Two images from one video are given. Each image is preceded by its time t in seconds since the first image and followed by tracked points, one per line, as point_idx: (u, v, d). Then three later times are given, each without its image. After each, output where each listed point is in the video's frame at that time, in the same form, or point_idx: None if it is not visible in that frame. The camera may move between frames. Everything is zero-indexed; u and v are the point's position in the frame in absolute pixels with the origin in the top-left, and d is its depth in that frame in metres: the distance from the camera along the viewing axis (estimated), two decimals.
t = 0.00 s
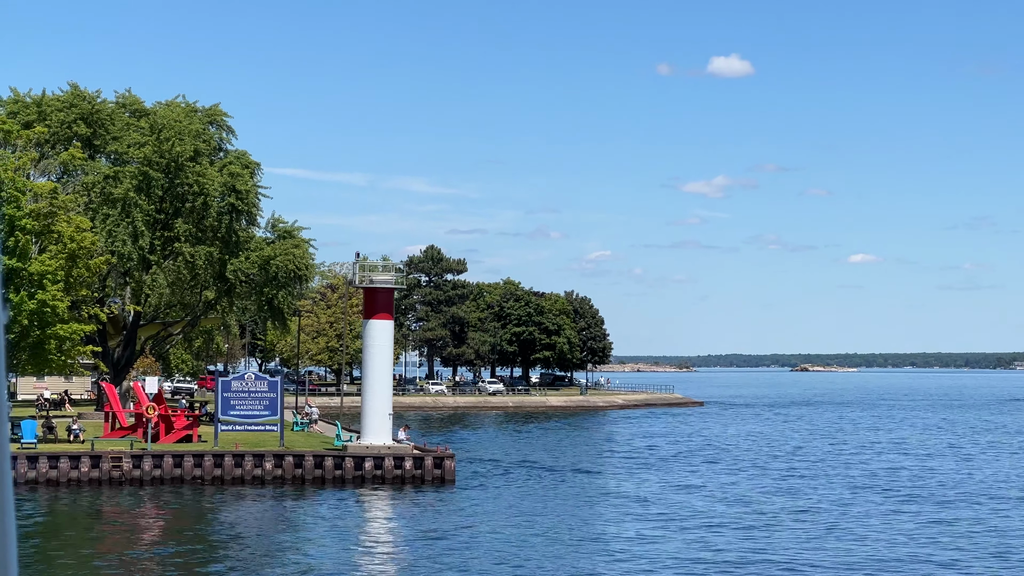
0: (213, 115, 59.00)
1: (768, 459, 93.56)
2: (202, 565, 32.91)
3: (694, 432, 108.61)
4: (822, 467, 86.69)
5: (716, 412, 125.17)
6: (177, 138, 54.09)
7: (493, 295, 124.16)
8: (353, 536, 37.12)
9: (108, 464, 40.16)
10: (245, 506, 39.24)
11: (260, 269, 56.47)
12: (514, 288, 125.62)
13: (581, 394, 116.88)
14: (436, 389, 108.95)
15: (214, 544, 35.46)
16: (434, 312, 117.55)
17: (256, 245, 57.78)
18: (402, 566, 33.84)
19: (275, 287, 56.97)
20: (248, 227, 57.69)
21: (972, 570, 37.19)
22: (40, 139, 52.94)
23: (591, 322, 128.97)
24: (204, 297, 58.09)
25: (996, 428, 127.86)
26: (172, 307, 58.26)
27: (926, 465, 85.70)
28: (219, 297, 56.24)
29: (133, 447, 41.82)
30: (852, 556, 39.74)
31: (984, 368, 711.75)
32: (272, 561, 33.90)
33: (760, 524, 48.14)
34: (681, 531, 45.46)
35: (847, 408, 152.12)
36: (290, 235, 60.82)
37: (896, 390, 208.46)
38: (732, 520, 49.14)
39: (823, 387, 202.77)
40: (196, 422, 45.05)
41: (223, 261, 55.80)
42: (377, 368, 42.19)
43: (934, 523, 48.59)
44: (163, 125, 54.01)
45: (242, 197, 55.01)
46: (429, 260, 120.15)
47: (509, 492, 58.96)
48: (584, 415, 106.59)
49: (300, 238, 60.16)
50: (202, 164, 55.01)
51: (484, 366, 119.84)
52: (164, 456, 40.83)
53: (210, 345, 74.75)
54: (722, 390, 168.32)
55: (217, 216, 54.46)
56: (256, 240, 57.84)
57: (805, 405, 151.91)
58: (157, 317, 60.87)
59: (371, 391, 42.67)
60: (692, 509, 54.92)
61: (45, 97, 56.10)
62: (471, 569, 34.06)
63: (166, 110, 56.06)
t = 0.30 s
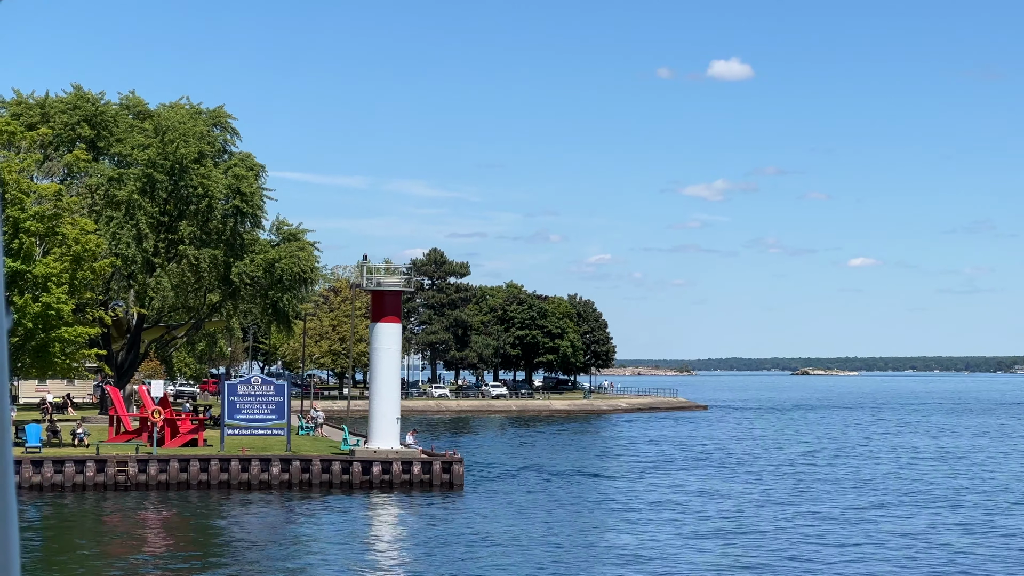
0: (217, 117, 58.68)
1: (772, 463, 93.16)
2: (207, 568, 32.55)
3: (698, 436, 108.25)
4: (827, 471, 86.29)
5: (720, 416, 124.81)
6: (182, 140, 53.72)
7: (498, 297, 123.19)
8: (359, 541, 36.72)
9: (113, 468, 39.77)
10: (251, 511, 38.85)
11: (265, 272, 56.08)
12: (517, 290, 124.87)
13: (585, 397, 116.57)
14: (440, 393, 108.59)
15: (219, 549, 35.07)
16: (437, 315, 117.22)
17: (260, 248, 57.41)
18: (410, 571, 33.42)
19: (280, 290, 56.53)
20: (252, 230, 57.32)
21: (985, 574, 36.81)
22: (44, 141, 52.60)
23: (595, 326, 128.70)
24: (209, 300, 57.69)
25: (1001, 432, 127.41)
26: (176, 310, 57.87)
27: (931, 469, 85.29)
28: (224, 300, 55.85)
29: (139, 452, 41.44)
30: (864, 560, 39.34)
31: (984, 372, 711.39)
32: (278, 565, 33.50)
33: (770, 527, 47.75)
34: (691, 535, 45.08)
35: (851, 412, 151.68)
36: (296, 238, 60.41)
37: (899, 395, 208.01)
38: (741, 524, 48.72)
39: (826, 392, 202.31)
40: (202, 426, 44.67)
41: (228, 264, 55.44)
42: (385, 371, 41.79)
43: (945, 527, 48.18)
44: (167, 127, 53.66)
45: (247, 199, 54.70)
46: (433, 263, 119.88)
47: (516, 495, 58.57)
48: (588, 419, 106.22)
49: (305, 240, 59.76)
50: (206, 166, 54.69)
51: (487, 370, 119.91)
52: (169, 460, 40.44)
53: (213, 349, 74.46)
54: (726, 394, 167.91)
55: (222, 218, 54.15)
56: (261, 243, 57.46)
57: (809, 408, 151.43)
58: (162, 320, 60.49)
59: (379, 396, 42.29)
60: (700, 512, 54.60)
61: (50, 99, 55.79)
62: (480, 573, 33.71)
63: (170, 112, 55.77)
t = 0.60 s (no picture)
0: (224, 117, 58.33)
1: (779, 466, 92.77)
2: (218, 571, 32.21)
3: (704, 438, 107.87)
4: (835, 474, 85.70)
5: (725, 418, 124.44)
6: (188, 140, 53.35)
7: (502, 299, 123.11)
8: (370, 544, 36.37)
9: (121, 472, 39.41)
10: (260, 515, 38.50)
11: (272, 273, 55.69)
12: (523, 292, 124.63)
13: (590, 400, 116.25)
14: (444, 395, 108.20)
15: (228, 552, 34.69)
16: (443, 317, 117.23)
17: (267, 249, 57.04)
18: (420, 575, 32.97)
19: (288, 291, 56.16)
20: (259, 231, 56.97)
21: None
22: (51, 142, 52.24)
23: (600, 328, 128.37)
24: (215, 302, 57.29)
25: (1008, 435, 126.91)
26: (182, 312, 57.47)
27: (939, 472, 84.90)
28: (231, 301, 55.45)
29: (147, 455, 41.09)
30: (878, 562, 39.03)
31: (986, 375, 710.48)
32: (287, 568, 33.16)
33: (782, 530, 47.41)
34: (703, 537, 44.74)
35: (857, 414, 151.23)
36: (302, 239, 60.06)
37: (903, 397, 207.47)
38: (752, 526, 48.37)
39: (831, 394, 201.80)
40: (209, 429, 44.34)
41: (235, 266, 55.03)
42: (395, 373, 41.42)
43: (959, 529, 47.84)
44: (174, 128, 53.31)
45: (254, 201, 54.48)
46: (438, 265, 119.50)
47: (524, 498, 58.24)
48: (593, 421, 105.83)
49: (313, 242, 59.39)
50: (213, 167, 54.33)
51: (493, 372, 119.48)
52: (178, 463, 40.08)
53: (218, 352, 74.13)
54: (731, 397, 167.44)
55: (228, 219, 53.80)
56: (268, 245, 57.09)
57: (815, 411, 150.94)
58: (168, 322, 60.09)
59: (389, 398, 41.93)
60: (709, 514, 54.23)
61: (55, 100, 55.48)
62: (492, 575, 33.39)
63: (176, 113, 55.44)
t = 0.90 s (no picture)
0: (232, 117, 58.02)
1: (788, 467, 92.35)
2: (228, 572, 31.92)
3: (712, 439, 107.41)
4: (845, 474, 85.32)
5: (733, 419, 123.99)
6: (198, 139, 52.99)
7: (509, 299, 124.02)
8: (381, 545, 36.04)
9: (132, 473, 39.13)
10: (272, 516, 38.17)
11: (281, 273, 55.38)
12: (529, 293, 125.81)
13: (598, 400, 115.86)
14: (452, 396, 107.85)
15: (239, 554, 34.38)
16: (450, 318, 116.79)
17: (276, 249, 56.71)
18: None
19: (297, 291, 56.04)
20: (268, 231, 56.70)
21: None
22: (59, 141, 51.96)
23: (608, 328, 127.98)
24: (224, 303, 56.94)
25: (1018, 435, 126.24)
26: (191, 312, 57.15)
27: (948, 473, 84.41)
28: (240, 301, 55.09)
29: (157, 456, 40.79)
30: (894, 563, 38.68)
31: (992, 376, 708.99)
32: (298, 569, 32.85)
33: (796, 530, 47.03)
34: (716, 538, 44.39)
35: (865, 415, 150.65)
36: (312, 239, 59.75)
37: (911, 398, 206.72)
38: (766, 527, 48.01)
39: (838, 395, 201.15)
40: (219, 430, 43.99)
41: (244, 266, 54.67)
42: (408, 374, 41.07)
43: (974, 530, 47.42)
44: (183, 127, 52.98)
45: (263, 200, 54.33)
46: (445, 266, 119.15)
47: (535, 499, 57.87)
48: (600, 423, 105.41)
49: (322, 242, 59.07)
50: (222, 166, 53.97)
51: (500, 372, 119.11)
52: (188, 464, 39.78)
53: (226, 352, 73.81)
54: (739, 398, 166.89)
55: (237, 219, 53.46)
56: (277, 245, 56.76)
57: (823, 412, 150.41)
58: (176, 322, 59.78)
59: (402, 399, 41.60)
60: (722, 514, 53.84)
61: (64, 99, 55.24)
62: None
63: (185, 111, 55.16)
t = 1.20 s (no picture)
0: (244, 115, 57.72)
1: (799, 466, 91.83)
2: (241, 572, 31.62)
3: (722, 439, 106.94)
4: (858, 473, 84.77)
5: (744, 419, 123.51)
6: (209, 138, 52.78)
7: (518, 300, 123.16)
8: (395, 545, 35.66)
9: (145, 473, 38.85)
10: (285, 518, 37.82)
11: (293, 273, 55.09)
12: (538, 293, 124.97)
13: (608, 400, 115.54)
14: (462, 396, 107.52)
15: (252, 554, 34.04)
16: (460, 318, 116.47)
17: (288, 248, 56.41)
18: None
19: (308, 291, 55.73)
20: (280, 230, 56.36)
21: None
22: (71, 139, 51.80)
23: (618, 328, 127.67)
24: (235, 302, 56.60)
25: None
26: (202, 312, 56.88)
27: (961, 473, 83.82)
28: (251, 301, 54.72)
29: (170, 456, 40.51)
30: (912, 562, 38.28)
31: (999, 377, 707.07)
32: (312, 569, 32.53)
33: (812, 530, 46.64)
34: (733, 537, 43.99)
35: (876, 415, 150.03)
36: (323, 238, 59.48)
37: (922, 398, 205.83)
38: (782, 526, 47.60)
39: (848, 395, 200.42)
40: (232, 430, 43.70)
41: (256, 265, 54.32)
42: (423, 374, 40.77)
43: (993, 530, 46.94)
44: (194, 125, 52.75)
45: (274, 199, 53.88)
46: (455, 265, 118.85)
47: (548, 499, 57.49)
48: (611, 423, 105.06)
49: (334, 241, 58.79)
50: (233, 164, 53.68)
51: (510, 372, 118.90)
52: (201, 465, 39.47)
53: (238, 352, 73.61)
54: (749, 398, 166.30)
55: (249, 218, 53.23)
56: (288, 244, 56.45)
57: (834, 412, 149.80)
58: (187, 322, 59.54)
59: (417, 400, 41.28)
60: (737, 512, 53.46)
61: (75, 97, 55.03)
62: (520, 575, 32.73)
63: (196, 110, 54.85)
